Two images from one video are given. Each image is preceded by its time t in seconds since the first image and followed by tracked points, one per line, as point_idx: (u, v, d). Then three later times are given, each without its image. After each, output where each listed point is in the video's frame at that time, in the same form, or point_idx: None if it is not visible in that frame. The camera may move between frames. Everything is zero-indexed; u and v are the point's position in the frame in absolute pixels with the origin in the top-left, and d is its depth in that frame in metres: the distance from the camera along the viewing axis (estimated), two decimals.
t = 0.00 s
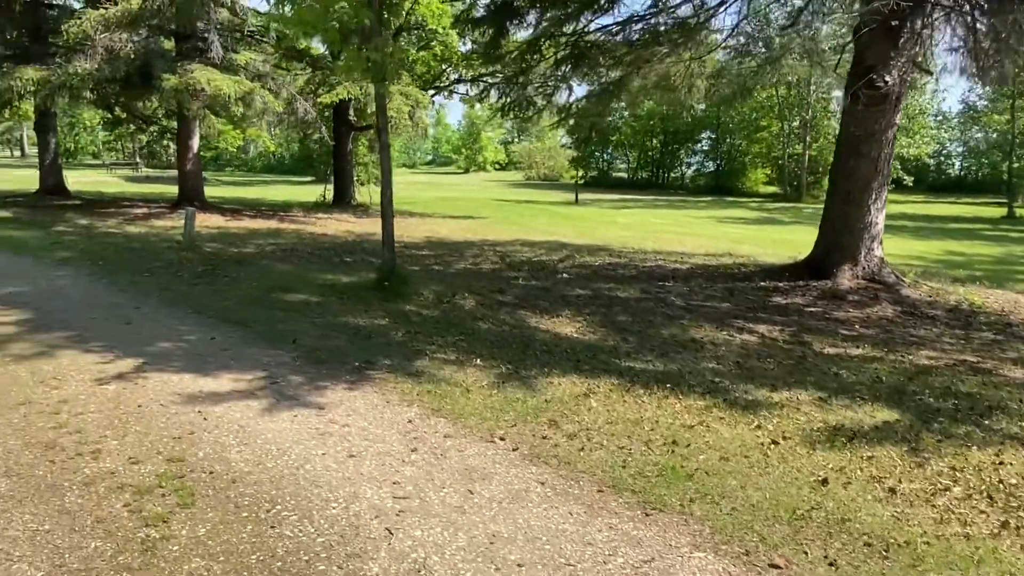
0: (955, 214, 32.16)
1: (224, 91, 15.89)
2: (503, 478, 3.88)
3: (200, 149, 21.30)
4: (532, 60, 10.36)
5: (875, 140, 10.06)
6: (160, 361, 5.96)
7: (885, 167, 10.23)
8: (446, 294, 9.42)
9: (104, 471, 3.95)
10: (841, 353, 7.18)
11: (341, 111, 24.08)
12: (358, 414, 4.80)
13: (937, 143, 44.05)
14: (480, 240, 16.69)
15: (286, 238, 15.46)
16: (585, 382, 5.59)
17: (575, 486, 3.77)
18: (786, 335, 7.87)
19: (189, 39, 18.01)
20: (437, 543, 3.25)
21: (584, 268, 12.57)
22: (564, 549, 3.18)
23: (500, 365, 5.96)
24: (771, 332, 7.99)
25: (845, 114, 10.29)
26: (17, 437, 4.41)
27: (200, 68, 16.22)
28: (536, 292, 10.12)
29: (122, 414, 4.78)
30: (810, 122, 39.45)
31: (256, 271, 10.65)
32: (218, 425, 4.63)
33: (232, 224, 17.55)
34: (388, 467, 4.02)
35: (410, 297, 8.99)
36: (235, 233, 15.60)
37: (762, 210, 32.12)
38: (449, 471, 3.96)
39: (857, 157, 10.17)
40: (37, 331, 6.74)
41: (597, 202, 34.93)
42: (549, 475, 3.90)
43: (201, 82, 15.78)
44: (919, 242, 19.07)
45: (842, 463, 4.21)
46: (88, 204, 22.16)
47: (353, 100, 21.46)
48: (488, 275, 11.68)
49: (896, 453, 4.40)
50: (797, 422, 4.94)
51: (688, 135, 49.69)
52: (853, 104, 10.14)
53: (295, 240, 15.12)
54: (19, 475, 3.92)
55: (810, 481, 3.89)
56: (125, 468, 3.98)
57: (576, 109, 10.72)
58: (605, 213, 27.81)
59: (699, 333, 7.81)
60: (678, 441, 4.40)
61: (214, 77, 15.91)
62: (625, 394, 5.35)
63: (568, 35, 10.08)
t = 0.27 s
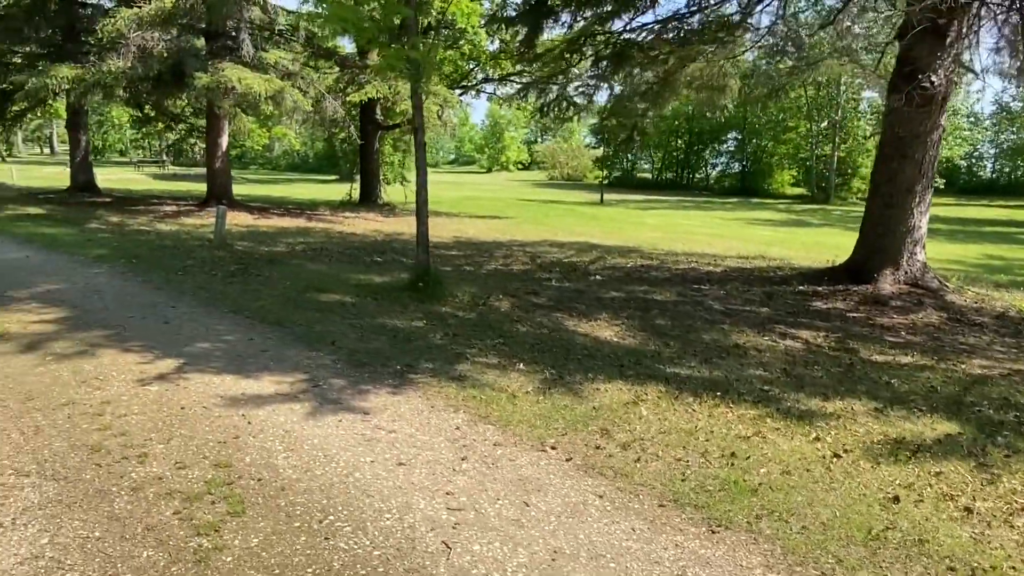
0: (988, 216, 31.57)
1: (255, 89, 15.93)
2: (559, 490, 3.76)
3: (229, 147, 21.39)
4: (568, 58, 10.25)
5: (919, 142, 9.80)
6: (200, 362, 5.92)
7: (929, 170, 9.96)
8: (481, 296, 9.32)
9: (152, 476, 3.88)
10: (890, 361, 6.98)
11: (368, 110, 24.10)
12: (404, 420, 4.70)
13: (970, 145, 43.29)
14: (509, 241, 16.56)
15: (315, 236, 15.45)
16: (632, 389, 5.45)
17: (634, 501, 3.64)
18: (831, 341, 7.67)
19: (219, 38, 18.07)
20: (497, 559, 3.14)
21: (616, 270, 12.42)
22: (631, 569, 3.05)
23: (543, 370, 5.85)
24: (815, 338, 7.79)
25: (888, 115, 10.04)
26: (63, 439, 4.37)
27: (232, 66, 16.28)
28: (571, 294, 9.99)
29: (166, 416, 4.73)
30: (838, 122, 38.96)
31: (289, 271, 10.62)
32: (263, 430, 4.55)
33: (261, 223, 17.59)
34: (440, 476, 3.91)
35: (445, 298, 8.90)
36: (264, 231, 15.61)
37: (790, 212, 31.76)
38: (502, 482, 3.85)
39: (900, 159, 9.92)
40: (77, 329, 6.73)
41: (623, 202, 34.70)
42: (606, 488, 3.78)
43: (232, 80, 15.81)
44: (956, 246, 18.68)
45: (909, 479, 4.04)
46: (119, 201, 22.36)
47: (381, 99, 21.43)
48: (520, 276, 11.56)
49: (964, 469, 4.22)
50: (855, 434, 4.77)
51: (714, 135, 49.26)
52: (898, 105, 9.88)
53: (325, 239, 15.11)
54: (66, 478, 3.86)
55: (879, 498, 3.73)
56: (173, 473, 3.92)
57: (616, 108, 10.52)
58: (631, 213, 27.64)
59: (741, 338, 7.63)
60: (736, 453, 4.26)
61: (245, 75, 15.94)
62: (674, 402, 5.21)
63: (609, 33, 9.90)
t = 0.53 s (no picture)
0: None
1: (284, 86, 15.93)
2: (613, 502, 3.60)
3: (256, 144, 21.42)
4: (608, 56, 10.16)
5: (965, 142, 9.50)
6: (236, 362, 5.83)
7: (975, 171, 9.65)
8: (513, 296, 9.17)
9: (193, 480, 3.78)
10: (940, 368, 6.75)
11: (393, 108, 24.04)
12: (445, 425, 4.57)
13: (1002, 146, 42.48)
14: (537, 241, 16.39)
15: (342, 235, 15.39)
16: (679, 394, 5.28)
17: (693, 514, 3.48)
18: (877, 346, 7.44)
19: (248, 35, 18.09)
20: None
21: (648, 271, 12.21)
22: None
23: (584, 373, 5.69)
24: (859, 343, 7.56)
25: (933, 114, 9.75)
26: (101, 440, 4.28)
27: (261, 64, 16.28)
28: (604, 295, 9.81)
29: (204, 418, 4.63)
30: (868, 122, 38.36)
31: (318, 269, 10.54)
32: (302, 433, 4.44)
33: (288, 220, 17.56)
34: (486, 485, 3.77)
35: (477, 299, 8.76)
36: (292, 230, 15.57)
37: (818, 213, 31.35)
38: (553, 493, 3.69)
39: (945, 159, 9.62)
40: (111, 327, 6.68)
41: (648, 202, 34.39)
42: (662, 501, 3.61)
43: (260, 77, 15.79)
44: (994, 248, 18.21)
45: (982, 496, 3.83)
46: (147, 198, 22.48)
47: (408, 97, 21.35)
48: (550, 277, 11.41)
49: None
50: (917, 447, 4.55)
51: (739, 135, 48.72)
52: (943, 103, 9.59)
53: (352, 238, 15.03)
54: (106, 482, 3.77)
55: (954, 518, 3.53)
56: (214, 478, 3.81)
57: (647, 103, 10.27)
58: (657, 214, 27.35)
59: (783, 342, 7.42)
60: (794, 465, 4.07)
61: (274, 72, 15.94)
62: (723, 409, 5.03)
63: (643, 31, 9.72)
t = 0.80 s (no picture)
0: None
1: (310, 84, 15.85)
2: (669, 520, 3.41)
3: (280, 142, 21.40)
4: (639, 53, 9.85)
5: (1012, 142, 9.18)
6: (266, 364, 5.69)
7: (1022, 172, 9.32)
8: (544, 299, 8.99)
9: (227, 491, 3.63)
10: (993, 378, 6.47)
11: (418, 107, 23.91)
12: (485, 433, 4.40)
13: None
14: (563, 242, 16.19)
15: (368, 234, 15.28)
16: (725, 404, 5.06)
17: (755, 536, 3.27)
18: (924, 354, 7.17)
19: (273, 34, 18.03)
20: None
21: (679, 274, 11.97)
22: None
23: (625, 381, 5.48)
24: (905, 351, 7.30)
25: (979, 114, 9.43)
26: (131, 446, 4.15)
27: (287, 62, 16.22)
28: (636, 298, 9.60)
29: (236, 423, 4.49)
30: (897, 123, 37.70)
31: (345, 269, 10.41)
32: (337, 441, 4.28)
33: (312, 219, 17.50)
34: (532, 499, 3.59)
35: (507, 301, 8.58)
36: (317, 228, 15.49)
37: (846, 215, 30.89)
38: (604, 509, 3.50)
39: (991, 161, 9.31)
40: (140, 327, 6.58)
41: (673, 203, 34.05)
42: (721, 520, 3.41)
43: (287, 75, 15.73)
44: None
45: None
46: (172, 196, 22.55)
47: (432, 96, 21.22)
48: (579, 279, 11.21)
49: None
50: (982, 463, 4.31)
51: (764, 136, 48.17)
52: (990, 103, 9.28)
53: (377, 238, 14.91)
54: (138, 490, 3.63)
55: None
56: (248, 489, 3.66)
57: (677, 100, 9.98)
58: (682, 215, 27.05)
59: (826, 349, 7.18)
60: (857, 483, 3.85)
61: (300, 71, 15.87)
62: (773, 420, 4.81)
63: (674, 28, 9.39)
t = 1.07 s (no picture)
0: None
1: (337, 84, 15.75)
2: (732, 549, 3.19)
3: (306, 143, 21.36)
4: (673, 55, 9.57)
5: None
6: (299, 371, 5.54)
7: None
8: (577, 303, 8.78)
9: (264, 509, 3.47)
10: None
11: (442, 108, 23.76)
12: (529, 448, 4.21)
13: None
14: (591, 244, 15.98)
15: (394, 235, 15.16)
16: (778, 419, 4.83)
17: (828, 569, 3.05)
18: (977, 365, 6.89)
19: (299, 34, 17.95)
20: None
21: (712, 278, 11.71)
22: None
23: (670, 392, 5.27)
24: (957, 361, 7.02)
25: None
26: (164, 458, 4.01)
27: (314, 62, 16.15)
28: (671, 303, 9.37)
29: (271, 435, 4.34)
30: (929, 123, 37.04)
31: (373, 272, 10.27)
32: (376, 455, 4.11)
33: (338, 220, 17.42)
34: (585, 522, 3.40)
35: (540, 306, 8.39)
36: (344, 229, 15.40)
37: (876, 217, 30.38)
38: (663, 534, 3.29)
39: None
40: (170, 331, 6.47)
41: (699, 204, 33.67)
42: (789, 550, 3.19)
43: (314, 75, 15.64)
44: None
45: None
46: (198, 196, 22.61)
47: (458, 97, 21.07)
48: (610, 282, 10.98)
49: None
50: None
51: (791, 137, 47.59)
52: None
53: (404, 239, 14.79)
54: (172, 507, 3.48)
55: None
56: (287, 507, 3.50)
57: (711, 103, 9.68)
58: (709, 216, 26.71)
59: (874, 359, 6.92)
60: (929, 510, 3.62)
61: (327, 71, 15.79)
62: (830, 438, 4.58)
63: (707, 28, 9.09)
